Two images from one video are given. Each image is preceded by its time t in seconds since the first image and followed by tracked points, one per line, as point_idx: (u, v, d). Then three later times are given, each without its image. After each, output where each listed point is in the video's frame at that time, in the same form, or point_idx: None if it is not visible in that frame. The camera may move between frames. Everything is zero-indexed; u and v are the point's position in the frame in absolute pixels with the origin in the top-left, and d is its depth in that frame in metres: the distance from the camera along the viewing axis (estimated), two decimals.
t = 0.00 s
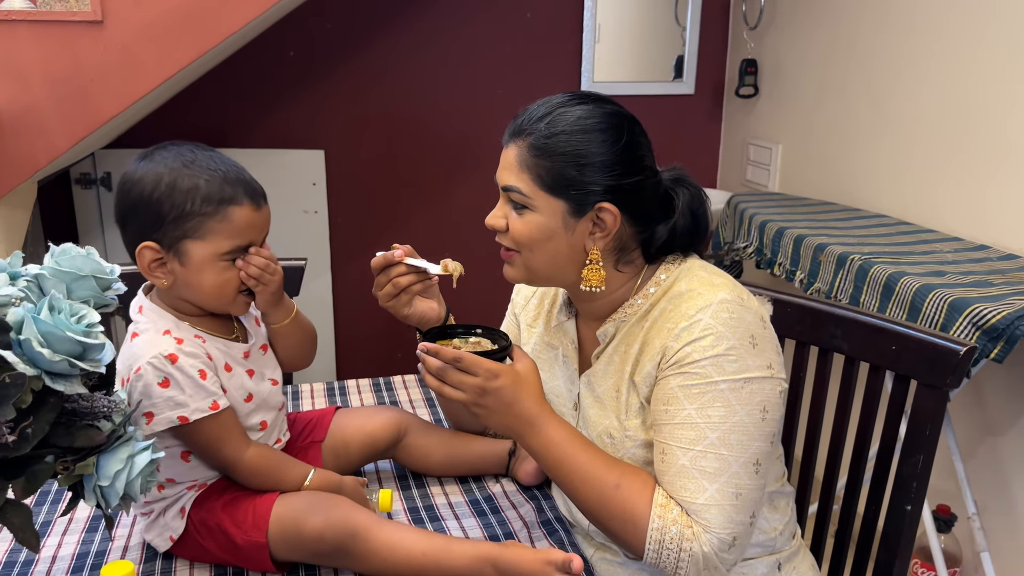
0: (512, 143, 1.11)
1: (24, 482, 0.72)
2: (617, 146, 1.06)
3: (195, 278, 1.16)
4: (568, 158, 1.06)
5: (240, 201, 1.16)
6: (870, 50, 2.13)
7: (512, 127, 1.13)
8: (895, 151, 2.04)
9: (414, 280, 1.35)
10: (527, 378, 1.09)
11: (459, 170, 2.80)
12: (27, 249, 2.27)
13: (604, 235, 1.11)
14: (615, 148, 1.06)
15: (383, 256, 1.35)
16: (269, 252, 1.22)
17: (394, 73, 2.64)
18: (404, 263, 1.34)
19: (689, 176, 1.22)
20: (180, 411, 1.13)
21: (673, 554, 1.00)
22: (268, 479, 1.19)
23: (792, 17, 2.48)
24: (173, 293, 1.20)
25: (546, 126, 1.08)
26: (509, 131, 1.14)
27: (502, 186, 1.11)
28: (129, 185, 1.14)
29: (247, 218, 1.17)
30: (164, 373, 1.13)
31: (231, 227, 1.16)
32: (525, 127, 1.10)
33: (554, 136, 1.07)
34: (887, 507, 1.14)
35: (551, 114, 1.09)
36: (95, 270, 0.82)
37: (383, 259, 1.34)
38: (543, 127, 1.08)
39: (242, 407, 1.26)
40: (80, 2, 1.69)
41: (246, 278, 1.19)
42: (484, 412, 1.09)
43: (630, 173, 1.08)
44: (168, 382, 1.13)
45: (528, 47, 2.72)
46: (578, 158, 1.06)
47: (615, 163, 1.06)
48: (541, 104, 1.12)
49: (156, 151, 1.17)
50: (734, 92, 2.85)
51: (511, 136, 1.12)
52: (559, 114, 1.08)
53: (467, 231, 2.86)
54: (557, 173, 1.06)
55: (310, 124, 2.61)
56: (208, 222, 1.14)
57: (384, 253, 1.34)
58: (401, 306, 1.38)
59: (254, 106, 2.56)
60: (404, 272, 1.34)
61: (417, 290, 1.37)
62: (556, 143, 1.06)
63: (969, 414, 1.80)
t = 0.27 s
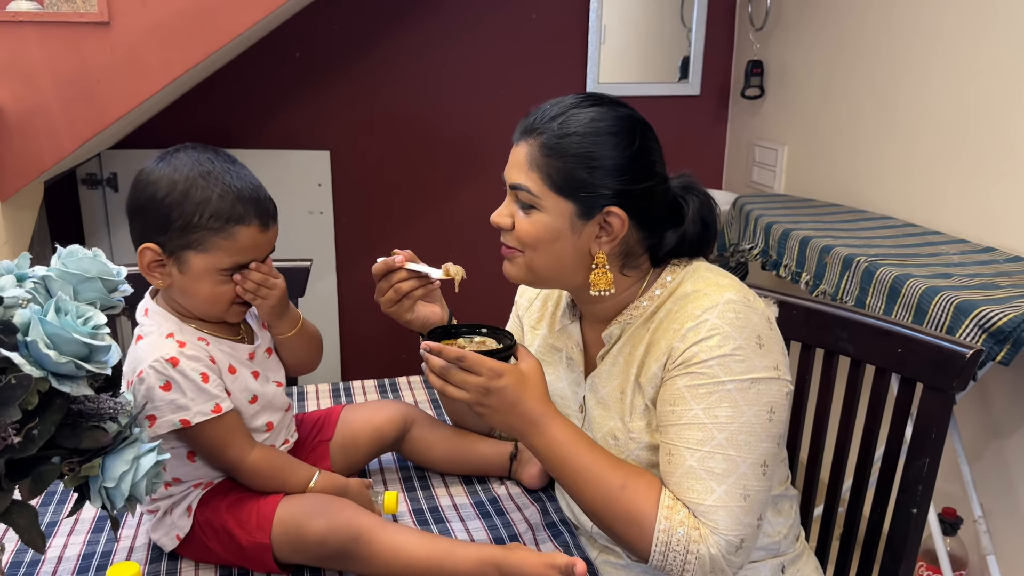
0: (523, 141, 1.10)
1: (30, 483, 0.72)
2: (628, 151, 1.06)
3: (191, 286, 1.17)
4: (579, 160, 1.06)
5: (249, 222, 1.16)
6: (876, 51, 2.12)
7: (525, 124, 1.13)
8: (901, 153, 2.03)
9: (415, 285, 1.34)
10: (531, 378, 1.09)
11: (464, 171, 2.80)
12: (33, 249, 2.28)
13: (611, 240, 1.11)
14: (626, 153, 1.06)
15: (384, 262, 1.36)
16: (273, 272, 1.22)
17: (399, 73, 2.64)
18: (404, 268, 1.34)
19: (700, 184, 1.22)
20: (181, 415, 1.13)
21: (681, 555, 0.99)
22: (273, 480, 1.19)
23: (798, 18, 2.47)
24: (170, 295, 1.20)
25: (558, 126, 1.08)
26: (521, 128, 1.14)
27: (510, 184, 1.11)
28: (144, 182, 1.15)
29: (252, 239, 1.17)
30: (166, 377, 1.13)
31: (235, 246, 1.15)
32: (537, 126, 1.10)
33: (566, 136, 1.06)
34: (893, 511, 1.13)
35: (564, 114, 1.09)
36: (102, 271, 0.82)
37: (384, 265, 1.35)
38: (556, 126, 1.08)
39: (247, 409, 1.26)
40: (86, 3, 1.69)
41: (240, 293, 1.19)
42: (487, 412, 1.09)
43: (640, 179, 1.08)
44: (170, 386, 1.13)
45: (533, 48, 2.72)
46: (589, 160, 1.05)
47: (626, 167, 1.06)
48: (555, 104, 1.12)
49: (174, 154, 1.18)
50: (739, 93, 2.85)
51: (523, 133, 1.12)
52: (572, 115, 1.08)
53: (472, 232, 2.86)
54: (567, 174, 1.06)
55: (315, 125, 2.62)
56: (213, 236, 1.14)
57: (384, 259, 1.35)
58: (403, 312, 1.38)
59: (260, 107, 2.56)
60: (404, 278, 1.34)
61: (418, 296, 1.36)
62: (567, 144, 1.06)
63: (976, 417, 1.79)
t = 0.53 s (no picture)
0: (524, 147, 1.11)
1: (39, 481, 0.72)
2: (629, 158, 1.05)
3: (201, 283, 1.17)
4: (578, 168, 1.05)
5: (252, 215, 1.16)
6: (885, 51, 2.11)
7: (527, 130, 1.13)
8: (910, 153, 2.02)
9: (419, 288, 1.34)
10: (532, 385, 1.09)
11: (471, 171, 2.80)
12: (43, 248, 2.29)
13: (612, 248, 1.11)
14: (627, 161, 1.05)
15: (388, 265, 1.36)
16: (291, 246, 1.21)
17: (407, 73, 2.64)
18: (408, 271, 1.34)
19: (705, 189, 1.21)
20: (192, 409, 1.13)
21: (683, 564, 0.99)
22: (281, 479, 1.20)
23: (806, 18, 2.46)
24: (184, 294, 1.21)
25: (558, 133, 1.07)
26: (523, 133, 1.14)
27: (511, 191, 1.12)
28: (148, 184, 1.16)
29: (257, 233, 1.17)
30: (178, 371, 1.13)
31: (240, 242, 1.15)
32: (538, 132, 1.10)
33: (566, 143, 1.06)
34: (900, 513, 1.13)
35: (565, 121, 1.08)
36: (111, 271, 0.82)
37: (388, 268, 1.34)
38: (556, 133, 1.07)
39: (256, 407, 1.26)
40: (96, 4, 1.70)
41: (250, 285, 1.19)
42: (488, 420, 1.09)
43: (641, 187, 1.07)
44: (181, 380, 1.13)
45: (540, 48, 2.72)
46: (589, 168, 1.05)
47: (626, 175, 1.06)
48: (557, 109, 1.12)
49: (176, 153, 1.18)
50: (748, 93, 2.84)
51: (524, 139, 1.12)
52: (572, 121, 1.08)
53: (479, 232, 2.86)
54: (566, 182, 1.06)
55: (323, 125, 2.62)
56: (217, 233, 1.14)
57: (389, 262, 1.34)
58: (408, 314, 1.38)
59: (268, 107, 2.57)
60: (409, 281, 1.34)
61: (422, 299, 1.36)
62: (567, 151, 1.06)
63: (984, 419, 1.78)
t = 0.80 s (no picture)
0: (533, 152, 1.11)
1: (58, 476, 0.74)
2: (639, 161, 1.05)
3: (226, 282, 1.18)
4: (588, 172, 1.05)
5: (279, 216, 1.17)
6: (901, 51, 2.09)
7: (536, 134, 1.13)
8: (925, 153, 2.01)
9: (427, 292, 1.35)
10: (540, 387, 1.10)
11: (484, 171, 2.80)
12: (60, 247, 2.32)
13: (623, 250, 1.11)
14: (637, 164, 1.05)
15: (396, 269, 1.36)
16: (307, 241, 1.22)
17: (420, 74, 2.65)
18: (416, 275, 1.34)
19: (716, 188, 1.21)
20: (211, 404, 1.14)
21: (691, 565, 0.99)
22: (296, 476, 1.20)
23: (821, 17, 2.45)
24: (206, 292, 1.22)
25: (568, 137, 1.07)
26: (531, 137, 1.14)
27: (521, 196, 1.12)
28: (176, 183, 1.17)
29: (284, 233, 1.18)
30: (198, 367, 1.14)
31: (267, 241, 1.17)
32: (547, 136, 1.10)
33: (576, 148, 1.06)
34: (914, 514, 1.12)
35: (574, 124, 1.08)
36: (129, 269, 0.83)
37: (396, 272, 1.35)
38: (566, 137, 1.08)
39: (274, 405, 1.27)
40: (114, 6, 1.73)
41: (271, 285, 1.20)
42: (497, 420, 1.09)
43: (652, 189, 1.07)
44: (201, 375, 1.14)
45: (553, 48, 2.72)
46: (599, 172, 1.05)
47: (637, 178, 1.06)
48: (566, 112, 1.12)
49: (203, 153, 1.20)
50: (762, 93, 2.83)
51: (534, 144, 1.12)
52: (582, 125, 1.08)
53: (491, 232, 2.87)
54: (577, 186, 1.06)
55: (337, 125, 2.64)
56: (246, 232, 1.15)
57: (395, 266, 1.35)
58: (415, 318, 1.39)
59: (282, 107, 2.59)
60: (416, 285, 1.35)
61: (429, 303, 1.37)
62: (577, 155, 1.06)
63: (1000, 421, 1.76)
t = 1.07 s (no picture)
0: (535, 158, 1.10)
1: (68, 476, 0.74)
2: (639, 170, 1.03)
3: (244, 278, 1.18)
4: (588, 180, 1.04)
5: (308, 217, 1.19)
6: (912, 51, 2.08)
7: (539, 141, 1.12)
8: (937, 154, 1.99)
9: (433, 293, 1.35)
10: (540, 392, 1.11)
11: (493, 172, 2.80)
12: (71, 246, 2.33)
13: (624, 259, 1.09)
14: (637, 172, 1.03)
15: (404, 270, 1.37)
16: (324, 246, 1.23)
17: (429, 74, 2.65)
18: (423, 277, 1.35)
19: (724, 197, 1.17)
20: (220, 408, 1.14)
21: None
22: (305, 477, 1.20)
23: (832, 18, 2.43)
24: (219, 285, 1.21)
25: (568, 144, 1.06)
26: (535, 144, 1.13)
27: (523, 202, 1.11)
28: (205, 178, 1.17)
29: (311, 235, 1.20)
30: (207, 370, 1.15)
31: (294, 240, 1.18)
32: (549, 143, 1.09)
33: (576, 156, 1.05)
34: (925, 519, 1.11)
35: (576, 131, 1.07)
36: (140, 271, 0.83)
37: (403, 274, 1.35)
38: (567, 144, 1.06)
39: (284, 407, 1.27)
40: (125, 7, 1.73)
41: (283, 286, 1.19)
42: (495, 424, 1.11)
43: (653, 198, 1.05)
44: (210, 379, 1.15)
45: (562, 48, 2.72)
46: (599, 180, 1.04)
47: (637, 187, 1.04)
48: (570, 118, 1.10)
49: (234, 151, 1.20)
50: (772, 94, 2.81)
51: (536, 150, 1.11)
52: (584, 132, 1.06)
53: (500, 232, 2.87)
54: (577, 194, 1.05)
55: (346, 125, 2.64)
56: (275, 230, 1.16)
57: (404, 267, 1.35)
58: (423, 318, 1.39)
59: (291, 107, 2.59)
60: (423, 286, 1.35)
61: (436, 304, 1.37)
62: (577, 163, 1.05)
63: (1012, 424, 1.75)
